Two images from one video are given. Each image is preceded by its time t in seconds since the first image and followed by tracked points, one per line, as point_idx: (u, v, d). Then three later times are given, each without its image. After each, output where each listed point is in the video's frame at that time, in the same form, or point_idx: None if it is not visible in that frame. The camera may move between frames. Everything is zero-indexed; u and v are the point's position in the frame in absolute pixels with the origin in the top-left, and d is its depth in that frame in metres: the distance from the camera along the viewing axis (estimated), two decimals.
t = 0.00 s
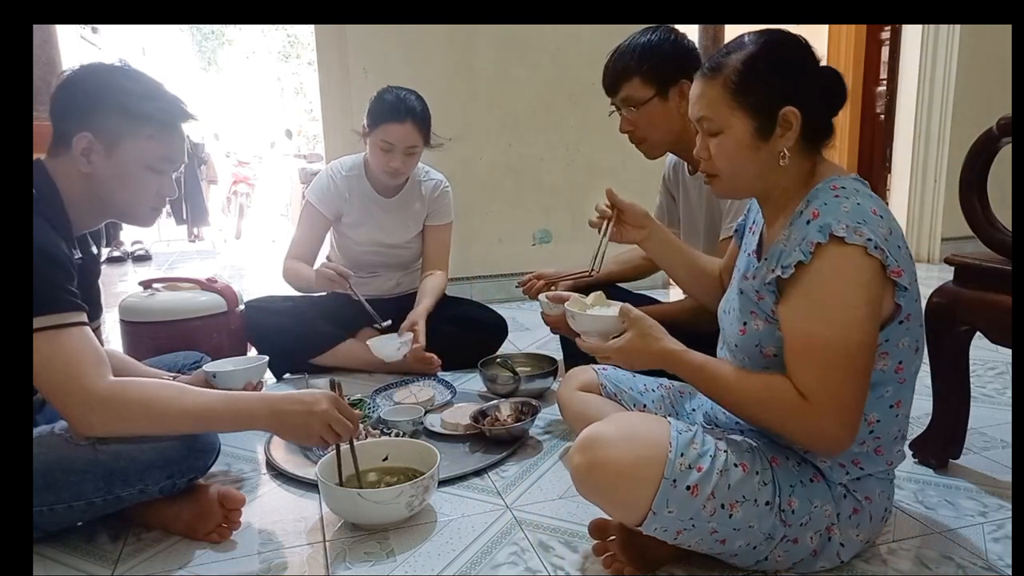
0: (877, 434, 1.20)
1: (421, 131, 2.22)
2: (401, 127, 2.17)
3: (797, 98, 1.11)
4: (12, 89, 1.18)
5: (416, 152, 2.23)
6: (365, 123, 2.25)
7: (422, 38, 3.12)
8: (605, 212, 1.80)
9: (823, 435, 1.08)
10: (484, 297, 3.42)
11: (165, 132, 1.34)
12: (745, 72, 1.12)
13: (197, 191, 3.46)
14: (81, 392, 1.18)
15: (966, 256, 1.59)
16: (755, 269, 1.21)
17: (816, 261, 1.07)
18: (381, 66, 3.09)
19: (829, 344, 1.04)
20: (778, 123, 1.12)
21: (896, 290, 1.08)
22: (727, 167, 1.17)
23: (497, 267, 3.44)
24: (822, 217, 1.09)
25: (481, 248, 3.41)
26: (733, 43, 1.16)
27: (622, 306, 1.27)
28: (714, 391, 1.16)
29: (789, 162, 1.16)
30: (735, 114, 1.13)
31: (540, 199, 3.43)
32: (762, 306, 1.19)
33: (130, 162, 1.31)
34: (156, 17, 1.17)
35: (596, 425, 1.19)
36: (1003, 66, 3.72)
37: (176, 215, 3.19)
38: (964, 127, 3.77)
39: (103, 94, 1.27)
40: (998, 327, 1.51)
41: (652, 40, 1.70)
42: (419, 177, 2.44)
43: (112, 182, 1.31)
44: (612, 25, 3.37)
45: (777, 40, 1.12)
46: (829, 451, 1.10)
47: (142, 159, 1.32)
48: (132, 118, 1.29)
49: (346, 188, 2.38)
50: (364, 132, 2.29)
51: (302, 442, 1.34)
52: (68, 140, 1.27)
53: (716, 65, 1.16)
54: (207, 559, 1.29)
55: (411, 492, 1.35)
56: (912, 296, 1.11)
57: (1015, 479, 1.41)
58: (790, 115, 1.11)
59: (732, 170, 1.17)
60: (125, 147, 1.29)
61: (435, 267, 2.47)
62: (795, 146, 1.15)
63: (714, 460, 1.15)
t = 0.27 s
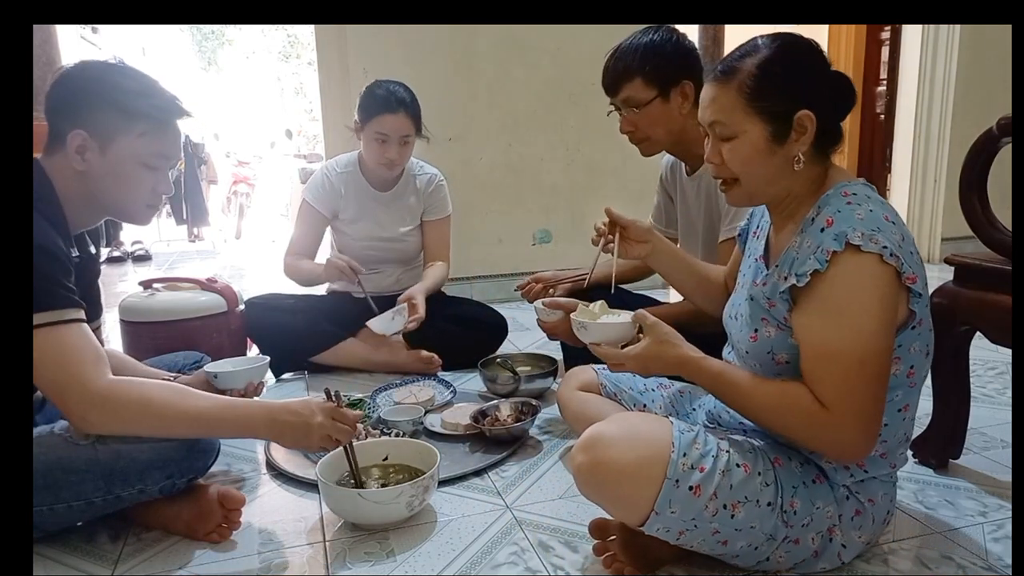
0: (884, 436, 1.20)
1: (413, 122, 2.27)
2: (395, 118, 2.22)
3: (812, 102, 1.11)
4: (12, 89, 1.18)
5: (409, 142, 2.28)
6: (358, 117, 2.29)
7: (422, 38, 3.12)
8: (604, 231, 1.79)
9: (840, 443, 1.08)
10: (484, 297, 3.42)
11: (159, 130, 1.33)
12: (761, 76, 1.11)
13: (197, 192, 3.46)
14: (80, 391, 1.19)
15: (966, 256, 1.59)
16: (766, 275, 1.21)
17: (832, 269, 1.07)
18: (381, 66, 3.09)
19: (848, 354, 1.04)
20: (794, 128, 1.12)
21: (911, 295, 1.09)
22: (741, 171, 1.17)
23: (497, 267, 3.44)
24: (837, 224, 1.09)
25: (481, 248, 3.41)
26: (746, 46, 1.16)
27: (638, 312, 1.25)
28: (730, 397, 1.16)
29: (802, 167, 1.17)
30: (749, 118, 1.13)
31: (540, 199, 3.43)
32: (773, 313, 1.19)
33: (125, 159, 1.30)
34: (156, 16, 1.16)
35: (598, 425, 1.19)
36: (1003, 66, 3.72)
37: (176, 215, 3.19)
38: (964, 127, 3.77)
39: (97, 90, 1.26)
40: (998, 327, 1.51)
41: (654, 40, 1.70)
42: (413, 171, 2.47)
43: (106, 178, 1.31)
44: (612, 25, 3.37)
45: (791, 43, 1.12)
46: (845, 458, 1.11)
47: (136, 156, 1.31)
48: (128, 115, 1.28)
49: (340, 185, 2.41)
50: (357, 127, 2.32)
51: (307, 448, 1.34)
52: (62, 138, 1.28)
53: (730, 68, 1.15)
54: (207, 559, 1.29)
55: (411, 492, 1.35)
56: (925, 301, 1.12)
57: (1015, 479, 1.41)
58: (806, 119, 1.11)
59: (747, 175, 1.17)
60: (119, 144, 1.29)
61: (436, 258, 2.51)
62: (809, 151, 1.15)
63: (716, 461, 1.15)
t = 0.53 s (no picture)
0: (885, 437, 1.20)
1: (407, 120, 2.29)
2: (389, 117, 2.24)
3: (815, 103, 1.11)
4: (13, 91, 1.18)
5: (403, 140, 2.30)
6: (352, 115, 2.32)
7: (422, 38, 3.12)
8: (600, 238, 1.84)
9: (843, 445, 1.08)
10: (484, 297, 3.42)
11: (159, 129, 1.34)
12: (764, 77, 1.11)
13: (197, 192, 3.46)
14: (80, 395, 1.19)
15: (966, 257, 1.59)
16: (767, 276, 1.20)
17: (834, 271, 1.06)
18: (381, 66, 3.09)
19: (849, 356, 1.04)
20: (796, 129, 1.12)
21: (912, 296, 1.09)
22: (743, 172, 1.17)
23: (496, 267, 3.44)
24: (838, 225, 1.09)
25: (481, 248, 3.41)
26: (750, 46, 1.16)
27: (641, 309, 1.25)
28: (733, 398, 1.16)
29: (804, 168, 1.17)
30: (753, 118, 1.13)
31: (540, 199, 3.43)
32: (775, 314, 1.19)
33: (124, 159, 1.31)
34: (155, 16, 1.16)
35: (598, 425, 1.19)
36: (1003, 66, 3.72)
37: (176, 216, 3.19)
38: (964, 127, 3.77)
39: (94, 90, 1.26)
40: (998, 327, 1.51)
41: (659, 38, 1.70)
42: (411, 167, 2.48)
43: (106, 178, 1.32)
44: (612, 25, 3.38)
45: (795, 45, 1.12)
46: (848, 460, 1.11)
47: (136, 156, 1.32)
48: (128, 116, 1.29)
49: (338, 182, 2.43)
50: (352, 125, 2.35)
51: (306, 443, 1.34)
52: (61, 139, 1.28)
53: (733, 68, 1.15)
54: (207, 559, 1.29)
55: (411, 492, 1.35)
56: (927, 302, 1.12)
57: (1015, 480, 1.41)
58: (808, 121, 1.11)
59: (748, 175, 1.17)
60: (118, 144, 1.30)
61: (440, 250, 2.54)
62: (811, 152, 1.16)
63: (716, 461, 1.15)
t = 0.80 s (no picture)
0: (883, 437, 1.20)
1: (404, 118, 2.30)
2: (384, 114, 2.24)
3: (809, 104, 1.11)
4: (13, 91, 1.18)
5: (400, 138, 2.31)
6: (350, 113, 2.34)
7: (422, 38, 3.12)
8: (611, 207, 1.84)
9: (841, 445, 1.08)
10: (485, 297, 3.42)
11: (158, 129, 1.34)
12: (758, 78, 1.11)
13: (197, 192, 3.46)
14: (80, 397, 1.19)
15: (966, 257, 1.59)
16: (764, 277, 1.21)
17: (829, 269, 1.07)
18: (381, 67, 3.09)
19: (845, 354, 1.04)
20: (790, 130, 1.12)
21: (908, 295, 1.09)
22: (738, 173, 1.17)
23: (496, 267, 3.44)
24: (834, 225, 1.09)
25: (482, 248, 3.41)
26: (743, 48, 1.16)
27: (643, 305, 1.26)
28: (729, 398, 1.16)
29: (798, 169, 1.17)
30: (747, 120, 1.13)
31: (540, 199, 3.43)
32: (772, 314, 1.19)
33: (124, 160, 1.32)
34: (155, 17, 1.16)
35: (597, 425, 1.19)
36: (1003, 66, 3.72)
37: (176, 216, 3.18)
38: (964, 127, 3.77)
39: (92, 91, 1.26)
40: (998, 327, 1.51)
41: (663, 38, 1.70)
42: (410, 166, 2.49)
43: (104, 179, 1.32)
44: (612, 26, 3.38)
45: (789, 46, 1.12)
46: (846, 459, 1.11)
47: (135, 156, 1.32)
48: (128, 116, 1.29)
49: (338, 181, 2.43)
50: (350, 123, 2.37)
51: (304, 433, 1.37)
52: (60, 138, 1.28)
53: (727, 70, 1.15)
54: (207, 559, 1.29)
55: (411, 492, 1.35)
56: (923, 301, 1.12)
57: (1015, 480, 1.41)
58: (802, 121, 1.11)
59: (743, 176, 1.17)
60: (117, 145, 1.30)
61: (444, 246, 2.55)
62: (806, 153, 1.16)
63: (714, 461, 1.15)
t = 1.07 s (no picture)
0: (884, 436, 1.20)
1: (399, 115, 2.30)
2: (377, 110, 2.25)
3: (805, 106, 1.11)
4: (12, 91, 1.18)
5: (395, 136, 2.32)
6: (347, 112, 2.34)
7: (422, 38, 3.13)
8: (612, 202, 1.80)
9: (843, 445, 1.08)
10: (485, 297, 3.42)
11: (155, 130, 1.35)
12: (754, 80, 1.11)
13: (197, 192, 3.46)
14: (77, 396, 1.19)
15: (966, 257, 1.59)
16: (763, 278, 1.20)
17: (829, 270, 1.06)
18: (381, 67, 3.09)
19: (845, 354, 1.04)
20: (787, 131, 1.12)
21: (907, 295, 1.09)
22: (735, 174, 1.17)
23: (496, 267, 3.44)
24: (832, 225, 1.09)
25: (481, 248, 3.41)
26: (738, 50, 1.16)
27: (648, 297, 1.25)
28: (729, 399, 1.16)
29: (796, 170, 1.17)
30: (743, 122, 1.13)
31: (540, 199, 3.44)
32: (771, 315, 1.19)
33: (121, 161, 1.33)
34: (154, 17, 1.17)
35: (597, 426, 1.19)
36: (1003, 66, 3.73)
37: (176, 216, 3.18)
38: (964, 127, 3.77)
39: (83, 91, 1.27)
40: (999, 327, 1.51)
41: (663, 38, 1.70)
42: (410, 165, 2.49)
43: (101, 177, 1.33)
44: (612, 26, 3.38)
45: (785, 48, 1.12)
46: (847, 460, 1.11)
47: (132, 157, 1.34)
48: (126, 115, 1.30)
49: (338, 180, 2.44)
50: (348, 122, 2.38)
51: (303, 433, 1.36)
52: (54, 138, 1.28)
53: (723, 72, 1.15)
54: (207, 559, 1.29)
55: (411, 492, 1.35)
56: (922, 301, 1.12)
57: (1015, 480, 1.42)
58: (799, 123, 1.11)
59: (740, 178, 1.17)
60: (114, 145, 1.31)
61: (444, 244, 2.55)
62: (803, 155, 1.15)
63: (715, 462, 1.15)
